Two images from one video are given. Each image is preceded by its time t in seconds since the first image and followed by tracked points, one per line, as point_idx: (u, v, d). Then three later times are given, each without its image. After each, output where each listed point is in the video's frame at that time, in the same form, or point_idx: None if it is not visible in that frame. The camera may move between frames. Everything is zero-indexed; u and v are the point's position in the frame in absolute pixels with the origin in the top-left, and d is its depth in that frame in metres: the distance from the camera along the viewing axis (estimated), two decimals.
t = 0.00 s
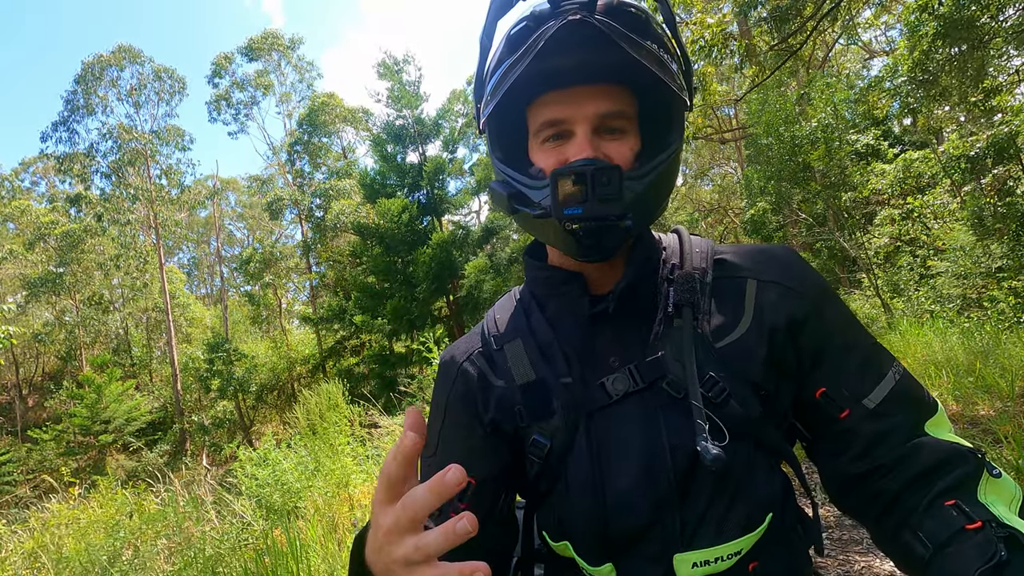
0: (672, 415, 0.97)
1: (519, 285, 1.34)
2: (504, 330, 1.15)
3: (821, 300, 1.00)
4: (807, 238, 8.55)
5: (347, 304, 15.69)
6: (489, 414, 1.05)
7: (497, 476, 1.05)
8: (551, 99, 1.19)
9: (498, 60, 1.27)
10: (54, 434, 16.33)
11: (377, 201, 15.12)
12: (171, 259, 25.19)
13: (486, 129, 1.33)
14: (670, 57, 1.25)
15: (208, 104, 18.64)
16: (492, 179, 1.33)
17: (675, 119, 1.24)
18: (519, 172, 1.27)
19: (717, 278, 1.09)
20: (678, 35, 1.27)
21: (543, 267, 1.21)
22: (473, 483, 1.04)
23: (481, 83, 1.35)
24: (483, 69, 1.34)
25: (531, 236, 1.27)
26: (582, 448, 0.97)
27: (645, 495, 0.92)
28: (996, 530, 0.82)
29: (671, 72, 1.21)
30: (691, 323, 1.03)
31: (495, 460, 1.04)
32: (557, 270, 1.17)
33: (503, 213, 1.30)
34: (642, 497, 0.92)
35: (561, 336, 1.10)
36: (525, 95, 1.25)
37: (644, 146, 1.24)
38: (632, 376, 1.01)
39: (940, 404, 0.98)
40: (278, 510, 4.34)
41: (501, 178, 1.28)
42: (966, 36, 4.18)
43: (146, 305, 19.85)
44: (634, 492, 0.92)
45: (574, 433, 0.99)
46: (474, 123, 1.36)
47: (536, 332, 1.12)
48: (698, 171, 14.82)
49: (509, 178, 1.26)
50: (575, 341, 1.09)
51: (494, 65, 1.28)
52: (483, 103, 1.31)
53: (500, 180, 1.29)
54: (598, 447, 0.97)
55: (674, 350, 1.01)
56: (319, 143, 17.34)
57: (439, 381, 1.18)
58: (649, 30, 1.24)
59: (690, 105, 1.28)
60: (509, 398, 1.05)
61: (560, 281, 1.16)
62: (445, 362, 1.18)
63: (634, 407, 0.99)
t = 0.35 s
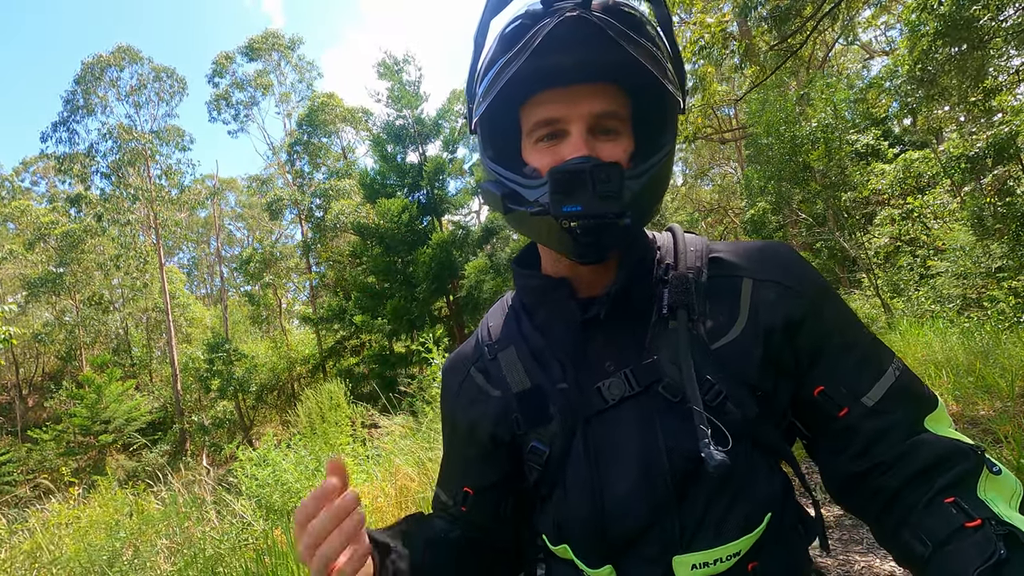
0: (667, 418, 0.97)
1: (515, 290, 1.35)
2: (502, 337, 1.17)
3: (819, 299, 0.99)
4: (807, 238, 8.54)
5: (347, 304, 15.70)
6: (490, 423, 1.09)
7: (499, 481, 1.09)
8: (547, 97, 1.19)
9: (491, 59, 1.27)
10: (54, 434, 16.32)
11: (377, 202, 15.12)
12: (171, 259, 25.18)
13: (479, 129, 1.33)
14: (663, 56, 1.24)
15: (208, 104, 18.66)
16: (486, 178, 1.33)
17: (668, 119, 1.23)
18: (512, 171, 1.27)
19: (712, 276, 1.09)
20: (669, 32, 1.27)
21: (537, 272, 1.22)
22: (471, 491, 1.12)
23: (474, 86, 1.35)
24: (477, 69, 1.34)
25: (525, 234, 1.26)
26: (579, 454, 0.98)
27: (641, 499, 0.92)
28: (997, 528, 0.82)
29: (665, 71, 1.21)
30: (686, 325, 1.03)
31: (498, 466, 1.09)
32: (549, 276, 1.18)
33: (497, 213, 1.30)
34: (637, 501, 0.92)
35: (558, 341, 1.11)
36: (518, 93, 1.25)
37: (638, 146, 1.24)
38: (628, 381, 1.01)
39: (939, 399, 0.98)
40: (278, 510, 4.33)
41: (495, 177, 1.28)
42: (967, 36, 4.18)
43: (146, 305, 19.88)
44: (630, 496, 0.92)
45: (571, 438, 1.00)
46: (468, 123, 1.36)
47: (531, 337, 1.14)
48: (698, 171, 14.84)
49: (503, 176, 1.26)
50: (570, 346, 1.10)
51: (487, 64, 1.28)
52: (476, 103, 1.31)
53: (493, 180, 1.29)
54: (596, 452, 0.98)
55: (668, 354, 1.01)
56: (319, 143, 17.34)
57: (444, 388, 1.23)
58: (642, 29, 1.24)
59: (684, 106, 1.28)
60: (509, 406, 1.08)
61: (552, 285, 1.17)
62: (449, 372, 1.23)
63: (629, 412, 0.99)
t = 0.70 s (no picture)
0: (657, 420, 0.97)
1: (511, 291, 1.35)
2: (499, 337, 1.18)
3: (813, 303, 0.99)
4: (807, 239, 8.52)
5: (347, 304, 15.71)
6: (485, 420, 1.10)
7: (493, 479, 1.10)
8: (541, 103, 1.19)
9: (487, 63, 1.27)
10: (54, 433, 16.33)
11: (377, 201, 15.12)
12: (171, 259, 25.20)
13: (473, 134, 1.33)
14: (658, 62, 1.24)
15: (208, 104, 18.67)
16: (481, 182, 1.32)
17: (662, 125, 1.24)
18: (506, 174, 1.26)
19: (704, 279, 1.09)
20: (665, 36, 1.26)
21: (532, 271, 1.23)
22: (474, 489, 1.12)
23: (470, 87, 1.35)
24: (473, 69, 1.33)
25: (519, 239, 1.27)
26: (568, 454, 0.98)
27: (631, 499, 0.92)
28: (989, 532, 0.82)
29: (658, 75, 1.20)
30: (677, 327, 1.03)
31: (492, 464, 1.10)
32: (544, 277, 1.18)
33: (492, 215, 1.30)
34: (627, 501, 0.92)
35: (551, 343, 1.11)
36: (513, 98, 1.25)
37: (631, 153, 1.24)
38: (618, 381, 1.01)
39: (932, 405, 0.98)
40: (277, 510, 4.32)
41: (489, 181, 1.27)
42: (966, 37, 4.18)
43: (146, 305, 19.91)
44: (619, 497, 0.92)
45: (562, 438, 1.00)
46: (463, 126, 1.36)
47: (525, 338, 1.14)
48: (698, 171, 14.83)
49: (496, 180, 1.25)
50: (563, 347, 1.10)
51: (483, 68, 1.28)
52: (471, 105, 1.31)
53: (486, 183, 1.29)
54: (585, 451, 0.98)
55: (658, 355, 1.01)
56: (319, 143, 17.34)
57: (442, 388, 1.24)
58: (637, 35, 1.24)
59: (679, 111, 1.28)
60: (502, 405, 1.09)
61: (546, 286, 1.17)
62: (446, 369, 1.24)
63: (619, 412, 0.99)
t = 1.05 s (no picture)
0: (660, 421, 0.97)
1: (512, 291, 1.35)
2: (501, 337, 1.18)
3: (813, 302, 0.99)
4: (807, 239, 8.51)
5: (347, 305, 15.72)
6: (487, 420, 1.10)
7: (494, 479, 1.11)
8: (542, 102, 1.19)
9: (489, 61, 1.27)
10: (54, 434, 16.32)
11: (377, 201, 15.11)
12: (171, 259, 25.20)
13: (474, 134, 1.33)
14: (657, 61, 1.24)
15: (208, 104, 18.67)
16: (481, 181, 1.32)
17: (662, 125, 1.23)
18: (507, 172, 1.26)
19: (705, 279, 1.09)
20: (665, 36, 1.26)
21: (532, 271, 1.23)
22: (475, 491, 1.13)
23: (471, 87, 1.34)
24: (473, 71, 1.34)
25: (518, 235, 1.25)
26: (572, 454, 0.98)
27: (634, 500, 0.92)
28: (988, 532, 0.82)
29: (657, 74, 1.20)
30: (679, 326, 1.02)
31: (495, 464, 1.11)
32: (545, 276, 1.18)
33: (493, 215, 1.30)
34: (630, 502, 0.92)
35: (554, 344, 1.11)
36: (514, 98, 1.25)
37: (631, 153, 1.24)
38: (622, 381, 1.01)
39: (931, 405, 0.98)
40: (278, 510, 4.32)
41: (490, 180, 1.27)
42: (967, 37, 4.18)
43: (146, 305, 19.91)
44: (622, 496, 0.92)
45: (566, 439, 1.00)
46: (464, 126, 1.35)
47: (528, 339, 1.14)
48: (698, 171, 14.83)
49: (496, 178, 1.25)
50: (566, 348, 1.10)
51: (484, 67, 1.28)
52: (472, 104, 1.30)
53: (487, 181, 1.29)
54: (588, 451, 0.98)
55: (661, 355, 1.01)
56: (319, 143, 17.33)
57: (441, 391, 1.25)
58: (637, 34, 1.24)
59: (678, 111, 1.28)
60: (505, 404, 1.09)
61: (547, 286, 1.17)
62: (447, 369, 1.25)
63: (623, 412, 0.98)
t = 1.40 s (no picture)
0: (660, 419, 0.97)
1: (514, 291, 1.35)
2: (502, 334, 1.18)
3: (814, 301, 0.99)
4: (807, 239, 8.51)
5: (347, 305, 15.73)
6: (487, 415, 1.10)
7: (494, 476, 1.11)
8: (545, 105, 1.19)
9: (492, 63, 1.27)
10: (54, 434, 16.32)
11: (377, 201, 15.11)
12: (172, 259, 25.22)
13: (478, 135, 1.33)
14: (659, 62, 1.24)
15: (208, 104, 18.66)
16: (486, 182, 1.32)
17: (666, 127, 1.23)
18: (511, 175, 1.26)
19: (708, 277, 1.09)
20: (669, 36, 1.26)
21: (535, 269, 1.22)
22: (467, 486, 1.13)
23: (475, 87, 1.34)
24: (477, 72, 1.34)
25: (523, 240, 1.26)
26: (572, 451, 0.98)
27: (635, 498, 0.92)
28: (989, 532, 0.82)
29: (660, 76, 1.20)
30: (680, 325, 1.03)
31: (493, 462, 1.11)
32: (548, 274, 1.18)
33: (497, 217, 1.30)
34: (631, 499, 0.92)
35: (556, 341, 1.11)
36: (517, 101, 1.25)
37: (634, 156, 1.24)
38: (622, 378, 1.01)
39: (932, 406, 0.98)
40: (278, 510, 4.32)
41: (494, 183, 1.27)
42: (967, 37, 4.17)
43: (146, 305, 19.89)
44: (621, 493, 0.92)
45: (566, 436, 1.00)
46: (467, 129, 1.35)
47: (529, 337, 1.14)
48: (698, 171, 14.84)
49: (501, 180, 1.25)
50: (568, 345, 1.10)
51: (488, 68, 1.28)
52: (476, 106, 1.31)
53: (491, 183, 1.29)
54: (588, 448, 0.98)
55: (662, 352, 1.01)
56: (318, 143, 17.32)
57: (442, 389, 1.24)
58: (641, 37, 1.24)
59: (681, 113, 1.28)
60: (506, 400, 1.09)
61: (549, 284, 1.17)
62: (448, 368, 1.24)
63: (624, 410, 0.98)
